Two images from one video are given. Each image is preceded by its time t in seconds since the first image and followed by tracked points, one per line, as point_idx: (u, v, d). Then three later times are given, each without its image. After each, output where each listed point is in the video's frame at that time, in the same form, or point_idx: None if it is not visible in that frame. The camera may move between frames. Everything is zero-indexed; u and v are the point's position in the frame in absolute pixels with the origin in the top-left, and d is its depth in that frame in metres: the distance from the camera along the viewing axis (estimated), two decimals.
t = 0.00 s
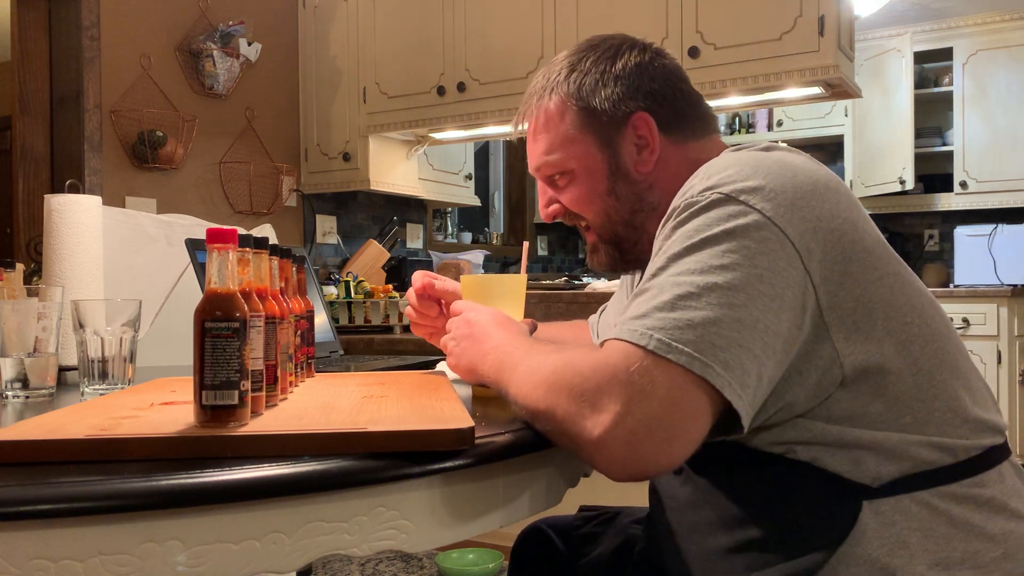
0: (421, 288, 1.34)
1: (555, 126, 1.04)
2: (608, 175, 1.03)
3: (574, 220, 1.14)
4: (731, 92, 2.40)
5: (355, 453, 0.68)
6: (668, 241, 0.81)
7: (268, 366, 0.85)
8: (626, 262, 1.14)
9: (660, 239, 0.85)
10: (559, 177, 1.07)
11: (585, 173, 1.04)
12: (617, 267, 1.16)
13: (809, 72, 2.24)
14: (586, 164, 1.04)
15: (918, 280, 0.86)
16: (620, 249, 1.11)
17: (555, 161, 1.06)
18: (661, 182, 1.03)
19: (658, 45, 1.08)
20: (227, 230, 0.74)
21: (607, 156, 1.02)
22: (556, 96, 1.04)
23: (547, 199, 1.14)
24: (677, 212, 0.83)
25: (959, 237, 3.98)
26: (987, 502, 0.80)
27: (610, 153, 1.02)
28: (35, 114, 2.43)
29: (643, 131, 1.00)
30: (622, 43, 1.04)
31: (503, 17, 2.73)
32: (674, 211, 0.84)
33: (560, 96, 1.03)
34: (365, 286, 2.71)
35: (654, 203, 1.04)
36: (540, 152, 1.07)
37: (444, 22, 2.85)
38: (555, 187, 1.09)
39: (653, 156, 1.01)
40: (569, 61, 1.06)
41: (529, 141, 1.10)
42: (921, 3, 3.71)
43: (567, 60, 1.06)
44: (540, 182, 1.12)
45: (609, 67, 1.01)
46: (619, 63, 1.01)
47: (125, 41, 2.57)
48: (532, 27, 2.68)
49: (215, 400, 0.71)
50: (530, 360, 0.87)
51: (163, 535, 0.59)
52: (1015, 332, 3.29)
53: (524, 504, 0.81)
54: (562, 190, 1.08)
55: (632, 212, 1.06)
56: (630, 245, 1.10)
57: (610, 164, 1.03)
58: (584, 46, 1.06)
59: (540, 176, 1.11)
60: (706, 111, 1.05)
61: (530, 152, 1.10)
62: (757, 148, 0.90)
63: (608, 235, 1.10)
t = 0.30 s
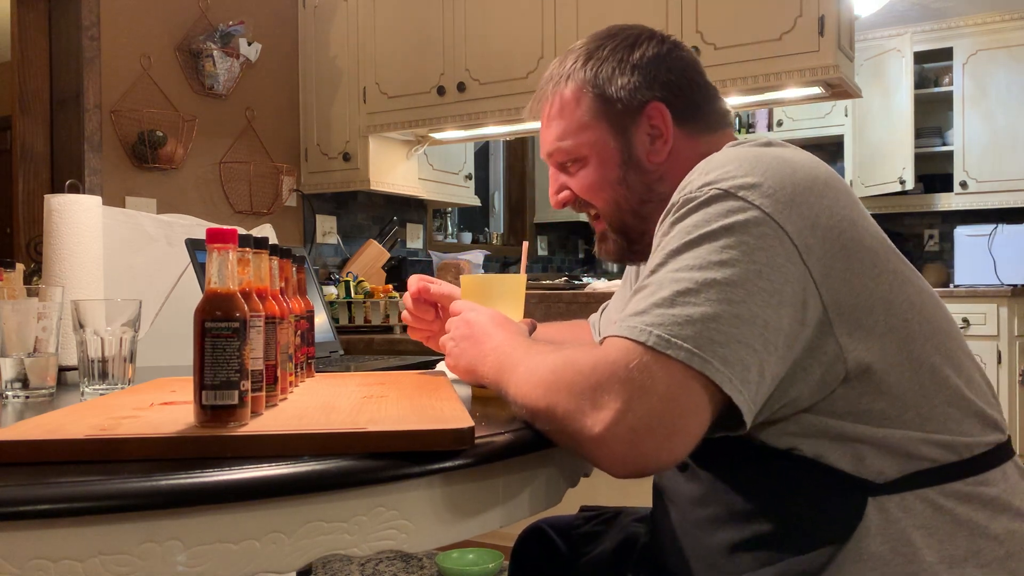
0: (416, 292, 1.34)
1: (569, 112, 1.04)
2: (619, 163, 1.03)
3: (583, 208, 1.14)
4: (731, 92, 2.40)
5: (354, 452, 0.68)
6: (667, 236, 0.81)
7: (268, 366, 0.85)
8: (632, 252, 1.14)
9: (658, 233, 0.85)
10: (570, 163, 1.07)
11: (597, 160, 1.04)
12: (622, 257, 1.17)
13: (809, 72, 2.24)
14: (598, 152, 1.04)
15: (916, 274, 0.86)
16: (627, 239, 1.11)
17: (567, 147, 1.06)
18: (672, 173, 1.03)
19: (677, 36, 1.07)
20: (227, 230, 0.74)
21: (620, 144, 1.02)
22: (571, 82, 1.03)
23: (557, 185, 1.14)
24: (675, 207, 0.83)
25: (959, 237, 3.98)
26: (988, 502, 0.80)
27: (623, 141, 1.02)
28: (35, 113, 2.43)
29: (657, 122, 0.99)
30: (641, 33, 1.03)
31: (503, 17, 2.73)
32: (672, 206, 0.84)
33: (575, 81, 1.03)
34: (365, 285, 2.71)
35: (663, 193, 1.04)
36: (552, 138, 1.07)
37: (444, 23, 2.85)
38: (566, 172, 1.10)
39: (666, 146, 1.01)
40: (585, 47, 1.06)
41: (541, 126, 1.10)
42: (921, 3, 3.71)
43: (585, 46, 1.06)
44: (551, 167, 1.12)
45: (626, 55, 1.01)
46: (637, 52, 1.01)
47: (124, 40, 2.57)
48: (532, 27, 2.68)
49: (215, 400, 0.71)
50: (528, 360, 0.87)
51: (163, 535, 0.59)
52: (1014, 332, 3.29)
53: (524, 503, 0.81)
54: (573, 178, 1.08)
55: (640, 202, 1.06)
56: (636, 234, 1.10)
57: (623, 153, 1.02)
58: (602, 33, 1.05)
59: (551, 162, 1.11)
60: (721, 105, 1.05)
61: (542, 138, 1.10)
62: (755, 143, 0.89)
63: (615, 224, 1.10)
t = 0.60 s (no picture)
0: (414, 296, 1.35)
1: (677, 42, 0.95)
2: (714, 107, 0.94)
3: (656, 150, 1.05)
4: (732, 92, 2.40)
5: (354, 452, 0.68)
6: (745, 243, 0.79)
7: (267, 366, 0.85)
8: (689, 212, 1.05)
9: (728, 238, 0.84)
10: (659, 97, 0.98)
11: (689, 98, 0.96)
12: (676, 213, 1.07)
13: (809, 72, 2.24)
14: (696, 90, 0.95)
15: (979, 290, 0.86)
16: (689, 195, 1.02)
17: (664, 79, 0.97)
18: (761, 137, 0.95)
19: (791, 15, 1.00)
20: (227, 230, 0.75)
21: (720, 89, 0.94)
22: (688, 11, 0.95)
23: (637, 114, 1.04)
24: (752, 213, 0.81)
25: (959, 237, 3.98)
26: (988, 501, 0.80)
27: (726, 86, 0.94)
28: (35, 113, 2.43)
29: (759, 83, 0.93)
30: None
31: (503, 17, 2.73)
32: (747, 212, 0.82)
33: (693, 10, 0.94)
34: (365, 286, 2.71)
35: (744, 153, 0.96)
36: (649, 65, 0.98)
37: (443, 23, 2.85)
38: (650, 108, 1.00)
39: (768, 101, 0.93)
40: None
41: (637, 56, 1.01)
42: (921, 3, 3.71)
43: None
44: (635, 95, 1.03)
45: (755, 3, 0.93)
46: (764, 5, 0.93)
47: (124, 41, 2.57)
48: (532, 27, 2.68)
49: (215, 400, 0.71)
50: (559, 352, 0.82)
51: (163, 535, 0.59)
52: (1014, 332, 3.30)
53: (526, 501, 0.81)
54: (657, 113, 0.99)
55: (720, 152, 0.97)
56: (702, 191, 1.01)
57: (718, 100, 0.94)
58: None
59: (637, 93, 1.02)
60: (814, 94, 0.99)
61: (635, 69, 1.02)
62: (826, 149, 0.88)
63: (684, 174, 1.01)
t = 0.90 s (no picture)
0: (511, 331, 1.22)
1: (787, 17, 0.99)
2: (823, 87, 1.00)
3: (737, 131, 1.07)
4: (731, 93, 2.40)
5: (354, 451, 0.68)
6: (900, 261, 0.76)
7: (267, 366, 0.85)
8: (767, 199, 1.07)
9: (868, 256, 0.80)
10: (762, 71, 1.01)
11: (802, 75, 1.00)
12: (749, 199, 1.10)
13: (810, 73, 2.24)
14: (809, 68, 0.99)
15: None
16: (778, 176, 1.03)
17: (772, 53, 1.00)
18: (857, 127, 1.02)
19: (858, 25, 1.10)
20: (227, 229, 0.76)
21: (829, 70, 1.00)
22: None
23: (729, 92, 1.05)
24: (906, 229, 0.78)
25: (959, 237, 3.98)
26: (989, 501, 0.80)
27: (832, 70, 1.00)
28: (35, 114, 2.42)
29: (861, 73, 1.01)
30: None
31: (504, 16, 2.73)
32: (892, 227, 0.79)
33: None
34: (366, 285, 2.67)
35: (842, 140, 1.01)
36: (754, 39, 1.01)
37: (443, 23, 2.85)
38: (754, 84, 1.03)
39: (864, 93, 1.02)
40: None
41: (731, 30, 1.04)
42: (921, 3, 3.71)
43: None
44: (731, 72, 1.04)
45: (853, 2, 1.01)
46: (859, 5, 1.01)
47: (124, 41, 2.57)
48: (532, 27, 2.68)
49: (215, 399, 0.71)
50: (751, 370, 0.77)
51: (162, 535, 0.59)
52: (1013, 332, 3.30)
53: (526, 501, 0.81)
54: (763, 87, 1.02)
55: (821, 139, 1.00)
56: (796, 172, 1.02)
57: (827, 80, 1.00)
58: None
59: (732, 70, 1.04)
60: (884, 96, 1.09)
61: (729, 44, 1.04)
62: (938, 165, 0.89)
63: (776, 152, 1.03)
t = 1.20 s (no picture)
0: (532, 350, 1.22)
1: None
2: (859, 77, 1.03)
3: (769, 116, 1.06)
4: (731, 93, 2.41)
5: (354, 451, 0.68)
6: (972, 271, 0.77)
7: (267, 366, 0.85)
8: (796, 194, 1.06)
9: (936, 267, 0.81)
10: (801, 54, 1.03)
11: (841, 63, 1.02)
12: (772, 195, 1.09)
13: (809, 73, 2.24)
14: (847, 55, 1.02)
15: None
16: (817, 163, 1.02)
17: (815, 34, 1.01)
18: (888, 120, 1.05)
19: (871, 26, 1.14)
20: (227, 231, 0.76)
21: (864, 61, 1.03)
22: None
23: (766, 82, 1.05)
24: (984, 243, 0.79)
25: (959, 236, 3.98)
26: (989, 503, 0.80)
27: (869, 59, 1.03)
28: (35, 114, 2.42)
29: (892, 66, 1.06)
30: None
31: (504, 16, 2.72)
32: (955, 236, 0.81)
33: None
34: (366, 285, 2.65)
35: (880, 132, 1.03)
36: (794, 18, 1.01)
37: (443, 23, 2.85)
38: (793, 71, 1.04)
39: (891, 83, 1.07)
40: None
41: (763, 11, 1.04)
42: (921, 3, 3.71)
43: None
44: (765, 61, 1.05)
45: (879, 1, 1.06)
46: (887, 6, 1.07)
47: (124, 41, 2.57)
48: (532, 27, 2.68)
49: (215, 399, 0.71)
50: (838, 395, 0.70)
51: (161, 535, 0.59)
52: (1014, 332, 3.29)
53: (527, 501, 0.81)
54: (804, 74, 1.03)
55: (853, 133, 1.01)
56: (833, 162, 1.02)
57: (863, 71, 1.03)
58: None
59: (768, 53, 1.05)
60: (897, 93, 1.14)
61: (763, 22, 1.04)
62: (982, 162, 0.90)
63: (814, 137, 1.03)
